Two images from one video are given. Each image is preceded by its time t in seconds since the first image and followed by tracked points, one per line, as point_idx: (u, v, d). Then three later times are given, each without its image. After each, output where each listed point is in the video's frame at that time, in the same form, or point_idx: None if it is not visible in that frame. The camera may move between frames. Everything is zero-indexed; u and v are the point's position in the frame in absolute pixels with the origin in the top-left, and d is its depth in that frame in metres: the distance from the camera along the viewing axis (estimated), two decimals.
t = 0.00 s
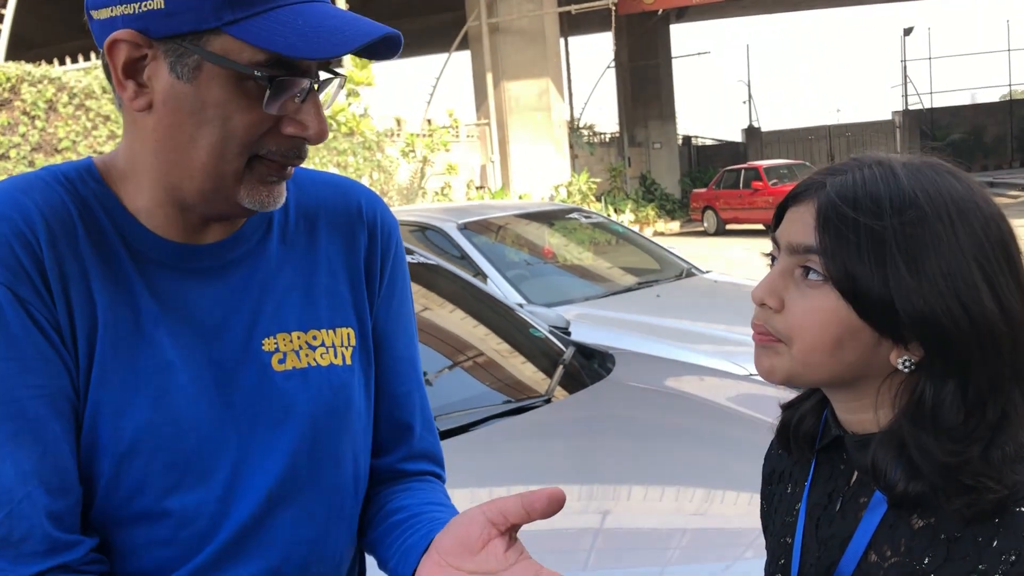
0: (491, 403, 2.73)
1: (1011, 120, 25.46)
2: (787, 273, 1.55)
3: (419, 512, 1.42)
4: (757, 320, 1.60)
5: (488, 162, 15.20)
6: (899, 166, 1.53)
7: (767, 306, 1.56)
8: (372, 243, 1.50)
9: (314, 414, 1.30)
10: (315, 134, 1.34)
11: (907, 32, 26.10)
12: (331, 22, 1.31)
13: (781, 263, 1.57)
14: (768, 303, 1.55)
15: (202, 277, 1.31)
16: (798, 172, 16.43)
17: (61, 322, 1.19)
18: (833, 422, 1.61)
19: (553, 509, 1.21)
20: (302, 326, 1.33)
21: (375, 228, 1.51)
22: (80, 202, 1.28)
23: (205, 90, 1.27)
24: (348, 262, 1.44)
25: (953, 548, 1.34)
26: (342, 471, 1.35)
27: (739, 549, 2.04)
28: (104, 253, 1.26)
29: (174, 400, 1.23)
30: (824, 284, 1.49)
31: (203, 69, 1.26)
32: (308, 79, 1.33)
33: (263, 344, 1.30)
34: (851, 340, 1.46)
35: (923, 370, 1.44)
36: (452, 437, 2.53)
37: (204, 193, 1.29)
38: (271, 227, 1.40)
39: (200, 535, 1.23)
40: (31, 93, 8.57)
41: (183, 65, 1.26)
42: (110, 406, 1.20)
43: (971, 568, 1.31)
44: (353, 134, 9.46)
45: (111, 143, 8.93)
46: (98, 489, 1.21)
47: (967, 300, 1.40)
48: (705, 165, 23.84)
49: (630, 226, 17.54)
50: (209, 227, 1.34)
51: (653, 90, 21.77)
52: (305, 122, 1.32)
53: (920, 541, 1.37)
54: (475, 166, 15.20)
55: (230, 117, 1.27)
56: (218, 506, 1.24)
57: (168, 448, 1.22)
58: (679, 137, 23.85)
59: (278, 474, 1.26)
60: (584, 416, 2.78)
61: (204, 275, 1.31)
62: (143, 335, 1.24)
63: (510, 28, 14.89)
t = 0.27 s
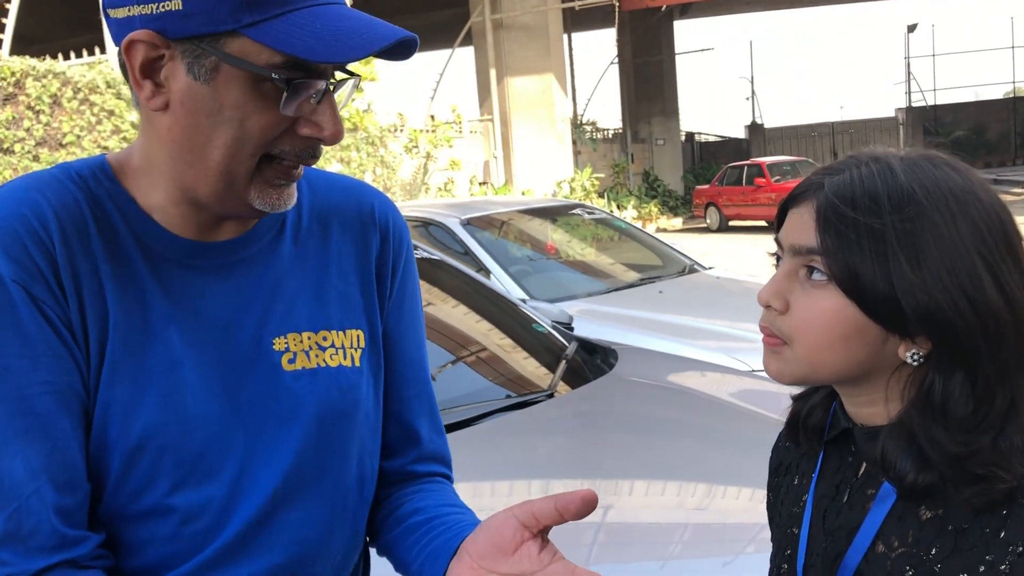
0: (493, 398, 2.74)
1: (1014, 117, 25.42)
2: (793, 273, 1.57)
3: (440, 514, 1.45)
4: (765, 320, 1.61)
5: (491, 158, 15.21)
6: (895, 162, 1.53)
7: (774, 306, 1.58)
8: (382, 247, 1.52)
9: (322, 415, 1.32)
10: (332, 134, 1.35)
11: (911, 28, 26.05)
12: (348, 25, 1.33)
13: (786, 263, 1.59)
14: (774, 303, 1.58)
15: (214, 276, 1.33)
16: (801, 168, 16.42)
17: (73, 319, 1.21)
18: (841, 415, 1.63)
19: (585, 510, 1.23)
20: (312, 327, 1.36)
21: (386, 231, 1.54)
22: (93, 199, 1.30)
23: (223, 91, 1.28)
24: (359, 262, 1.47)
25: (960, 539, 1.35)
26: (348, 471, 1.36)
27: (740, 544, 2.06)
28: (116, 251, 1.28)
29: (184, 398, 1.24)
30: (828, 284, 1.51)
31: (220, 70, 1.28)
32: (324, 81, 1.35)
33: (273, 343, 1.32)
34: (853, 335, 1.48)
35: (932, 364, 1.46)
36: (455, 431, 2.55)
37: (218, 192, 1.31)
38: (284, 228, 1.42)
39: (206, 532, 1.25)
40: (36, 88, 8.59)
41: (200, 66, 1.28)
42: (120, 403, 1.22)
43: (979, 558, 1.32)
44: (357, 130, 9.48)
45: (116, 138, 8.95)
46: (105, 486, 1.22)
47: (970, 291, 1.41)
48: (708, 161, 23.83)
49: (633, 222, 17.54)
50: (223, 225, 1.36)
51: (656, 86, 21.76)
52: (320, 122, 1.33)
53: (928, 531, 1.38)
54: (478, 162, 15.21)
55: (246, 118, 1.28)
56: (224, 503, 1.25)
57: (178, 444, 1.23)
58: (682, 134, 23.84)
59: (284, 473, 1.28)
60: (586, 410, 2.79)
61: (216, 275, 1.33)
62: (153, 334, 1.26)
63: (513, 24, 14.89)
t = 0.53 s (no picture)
0: (495, 396, 2.74)
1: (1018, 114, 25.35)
2: (799, 262, 1.56)
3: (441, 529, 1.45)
4: (767, 306, 1.61)
5: (494, 156, 15.19)
6: (912, 161, 1.52)
7: (777, 294, 1.57)
8: (395, 259, 1.51)
9: (327, 426, 1.31)
10: (348, 151, 1.33)
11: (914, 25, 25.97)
12: (366, 44, 1.31)
13: (795, 251, 1.58)
14: (777, 290, 1.57)
15: (222, 281, 1.32)
16: (804, 166, 16.39)
17: (80, 320, 1.21)
18: (836, 414, 1.62)
19: (580, 537, 1.20)
20: (319, 337, 1.34)
21: (400, 242, 1.52)
22: (104, 200, 1.30)
23: (240, 107, 1.27)
24: (369, 272, 1.45)
25: (956, 537, 1.34)
26: (355, 480, 1.35)
27: (742, 542, 2.05)
28: (124, 251, 1.28)
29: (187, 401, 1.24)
30: (833, 274, 1.50)
31: (237, 86, 1.27)
32: (343, 98, 1.33)
33: (279, 352, 1.31)
34: (859, 330, 1.47)
35: (929, 360, 1.45)
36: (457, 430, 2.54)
37: (231, 208, 1.30)
38: (298, 238, 1.41)
39: (204, 534, 1.24)
40: (39, 86, 8.57)
41: (218, 80, 1.27)
42: (123, 404, 1.22)
43: (973, 556, 1.31)
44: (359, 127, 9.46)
45: (119, 136, 8.99)
46: (105, 485, 1.23)
47: (976, 292, 1.39)
48: (711, 159, 23.79)
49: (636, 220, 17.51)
50: (235, 234, 1.35)
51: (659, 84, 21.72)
52: (336, 138, 1.32)
53: (923, 529, 1.38)
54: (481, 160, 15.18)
55: (262, 135, 1.28)
56: (224, 506, 1.25)
57: (181, 447, 1.23)
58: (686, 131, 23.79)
59: (286, 480, 1.27)
60: (588, 409, 2.79)
61: (225, 281, 1.32)
62: (158, 336, 1.26)
63: (517, 22, 14.85)
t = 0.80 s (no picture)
0: (499, 395, 2.76)
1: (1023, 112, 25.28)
2: (798, 266, 1.58)
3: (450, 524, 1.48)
4: (769, 313, 1.63)
5: (498, 155, 15.22)
6: (903, 160, 1.55)
7: (778, 299, 1.59)
8: (401, 259, 1.53)
9: (333, 422, 1.33)
10: (337, 158, 1.36)
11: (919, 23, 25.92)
12: (353, 51, 1.33)
13: (793, 257, 1.60)
14: (778, 295, 1.59)
15: (230, 280, 1.35)
16: (808, 164, 16.37)
17: (87, 319, 1.24)
18: (840, 411, 1.64)
19: (576, 538, 1.23)
20: (325, 334, 1.37)
21: (406, 241, 1.55)
22: (114, 201, 1.33)
23: (230, 108, 1.30)
24: (375, 271, 1.48)
25: (960, 531, 1.36)
26: (360, 475, 1.38)
27: (745, 539, 2.07)
28: (132, 251, 1.30)
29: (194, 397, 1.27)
30: (834, 276, 1.52)
31: (228, 88, 1.29)
32: (335, 103, 1.36)
33: (286, 349, 1.34)
34: (862, 329, 1.49)
35: (933, 357, 1.46)
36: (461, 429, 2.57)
37: (228, 207, 1.33)
38: (305, 235, 1.44)
39: (210, 527, 1.27)
40: (46, 87, 8.60)
41: (208, 82, 1.30)
42: (131, 400, 1.24)
43: (980, 549, 1.33)
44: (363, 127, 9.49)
45: (124, 137, 9.01)
46: (114, 480, 1.25)
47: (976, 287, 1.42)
48: (716, 158, 23.79)
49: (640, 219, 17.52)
50: (239, 233, 1.38)
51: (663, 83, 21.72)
52: (327, 145, 1.34)
53: (928, 523, 1.39)
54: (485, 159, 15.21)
55: (251, 137, 1.31)
56: (230, 501, 1.27)
57: (187, 442, 1.26)
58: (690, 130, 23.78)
59: (290, 475, 1.29)
60: (592, 408, 2.81)
61: (232, 279, 1.35)
62: (164, 334, 1.28)
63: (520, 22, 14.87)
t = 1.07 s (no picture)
0: (502, 398, 2.77)
1: None
2: (804, 270, 1.58)
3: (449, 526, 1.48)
4: (773, 317, 1.64)
5: (502, 156, 15.23)
6: (911, 171, 1.55)
7: (783, 302, 1.60)
8: (406, 264, 1.54)
9: (337, 423, 1.35)
10: (332, 162, 1.37)
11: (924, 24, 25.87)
12: (345, 54, 1.33)
13: (798, 260, 1.60)
14: (783, 298, 1.59)
15: (237, 282, 1.36)
16: (813, 165, 16.35)
17: (96, 320, 1.25)
18: (842, 417, 1.65)
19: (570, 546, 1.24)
20: (332, 335, 1.38)
21: (412, 247, 1.56)
22: (124, 204, 1.34)
23: (229, 110, 1.31)
24: (382, 275, 1.49)
25: (960, 536, 1.37)
26: (361, 475, 1.39)
27: (747, 542, 2.08)
28: (141, 253, 1.32)
29: (201, 397, 1.28)
30: (839, 280, 1.52)
31: (226, 90, 1.31)
32: (331, 108, 1.38)
33: (293, 350, 1.35)
34: (864, 335, 1.50)
35: (934, 364, 1.47)
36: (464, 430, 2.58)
37: (228, 210, 1.35)
38: (310, 240, 1.45)
39: (215, 526, 1.28)
40: (52, 89, 8.63)
41: (209, 85, 1.31)
42: (139, 399, 1.25)
43: (979, 554, 1.33)
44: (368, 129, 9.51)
45: (130, 138, 9.04)
46: (121, 479, 1.27)
47: (978, 298, 1.43)
48: (720, 158, 23.76)
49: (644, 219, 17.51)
50: (245, 238, 1.40)
51: (668, 84, 21.71)
52: (322, 148, 1.35)
53: (929, 528, 1.40)
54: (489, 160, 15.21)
55: (250, 140, 1.32)
56: (235, 501, 1.28)
57: (194, 442, 1.27)
58: (694, 130, 23.76)
59: (294, 476, 1.30)
60: (595, 409, 2.82)
61: (239, 281, 1.36)
62: (172, 336, 1.29)
63: (524, 23, 14.89)
